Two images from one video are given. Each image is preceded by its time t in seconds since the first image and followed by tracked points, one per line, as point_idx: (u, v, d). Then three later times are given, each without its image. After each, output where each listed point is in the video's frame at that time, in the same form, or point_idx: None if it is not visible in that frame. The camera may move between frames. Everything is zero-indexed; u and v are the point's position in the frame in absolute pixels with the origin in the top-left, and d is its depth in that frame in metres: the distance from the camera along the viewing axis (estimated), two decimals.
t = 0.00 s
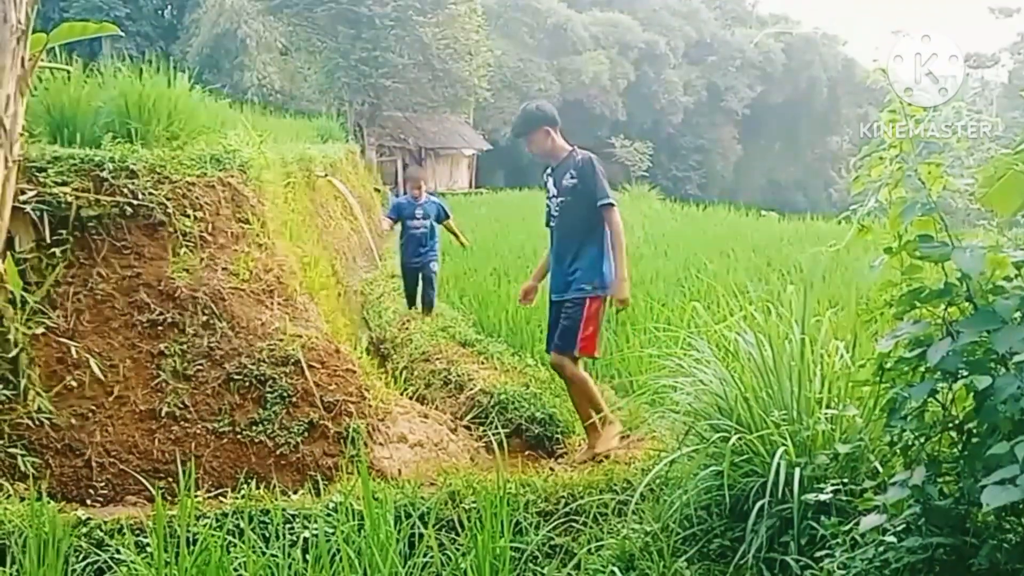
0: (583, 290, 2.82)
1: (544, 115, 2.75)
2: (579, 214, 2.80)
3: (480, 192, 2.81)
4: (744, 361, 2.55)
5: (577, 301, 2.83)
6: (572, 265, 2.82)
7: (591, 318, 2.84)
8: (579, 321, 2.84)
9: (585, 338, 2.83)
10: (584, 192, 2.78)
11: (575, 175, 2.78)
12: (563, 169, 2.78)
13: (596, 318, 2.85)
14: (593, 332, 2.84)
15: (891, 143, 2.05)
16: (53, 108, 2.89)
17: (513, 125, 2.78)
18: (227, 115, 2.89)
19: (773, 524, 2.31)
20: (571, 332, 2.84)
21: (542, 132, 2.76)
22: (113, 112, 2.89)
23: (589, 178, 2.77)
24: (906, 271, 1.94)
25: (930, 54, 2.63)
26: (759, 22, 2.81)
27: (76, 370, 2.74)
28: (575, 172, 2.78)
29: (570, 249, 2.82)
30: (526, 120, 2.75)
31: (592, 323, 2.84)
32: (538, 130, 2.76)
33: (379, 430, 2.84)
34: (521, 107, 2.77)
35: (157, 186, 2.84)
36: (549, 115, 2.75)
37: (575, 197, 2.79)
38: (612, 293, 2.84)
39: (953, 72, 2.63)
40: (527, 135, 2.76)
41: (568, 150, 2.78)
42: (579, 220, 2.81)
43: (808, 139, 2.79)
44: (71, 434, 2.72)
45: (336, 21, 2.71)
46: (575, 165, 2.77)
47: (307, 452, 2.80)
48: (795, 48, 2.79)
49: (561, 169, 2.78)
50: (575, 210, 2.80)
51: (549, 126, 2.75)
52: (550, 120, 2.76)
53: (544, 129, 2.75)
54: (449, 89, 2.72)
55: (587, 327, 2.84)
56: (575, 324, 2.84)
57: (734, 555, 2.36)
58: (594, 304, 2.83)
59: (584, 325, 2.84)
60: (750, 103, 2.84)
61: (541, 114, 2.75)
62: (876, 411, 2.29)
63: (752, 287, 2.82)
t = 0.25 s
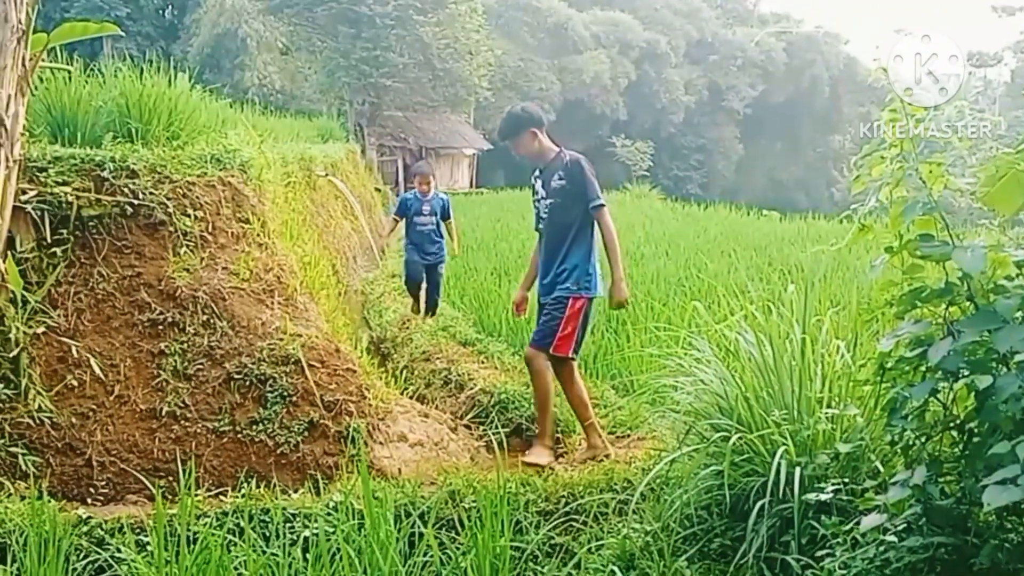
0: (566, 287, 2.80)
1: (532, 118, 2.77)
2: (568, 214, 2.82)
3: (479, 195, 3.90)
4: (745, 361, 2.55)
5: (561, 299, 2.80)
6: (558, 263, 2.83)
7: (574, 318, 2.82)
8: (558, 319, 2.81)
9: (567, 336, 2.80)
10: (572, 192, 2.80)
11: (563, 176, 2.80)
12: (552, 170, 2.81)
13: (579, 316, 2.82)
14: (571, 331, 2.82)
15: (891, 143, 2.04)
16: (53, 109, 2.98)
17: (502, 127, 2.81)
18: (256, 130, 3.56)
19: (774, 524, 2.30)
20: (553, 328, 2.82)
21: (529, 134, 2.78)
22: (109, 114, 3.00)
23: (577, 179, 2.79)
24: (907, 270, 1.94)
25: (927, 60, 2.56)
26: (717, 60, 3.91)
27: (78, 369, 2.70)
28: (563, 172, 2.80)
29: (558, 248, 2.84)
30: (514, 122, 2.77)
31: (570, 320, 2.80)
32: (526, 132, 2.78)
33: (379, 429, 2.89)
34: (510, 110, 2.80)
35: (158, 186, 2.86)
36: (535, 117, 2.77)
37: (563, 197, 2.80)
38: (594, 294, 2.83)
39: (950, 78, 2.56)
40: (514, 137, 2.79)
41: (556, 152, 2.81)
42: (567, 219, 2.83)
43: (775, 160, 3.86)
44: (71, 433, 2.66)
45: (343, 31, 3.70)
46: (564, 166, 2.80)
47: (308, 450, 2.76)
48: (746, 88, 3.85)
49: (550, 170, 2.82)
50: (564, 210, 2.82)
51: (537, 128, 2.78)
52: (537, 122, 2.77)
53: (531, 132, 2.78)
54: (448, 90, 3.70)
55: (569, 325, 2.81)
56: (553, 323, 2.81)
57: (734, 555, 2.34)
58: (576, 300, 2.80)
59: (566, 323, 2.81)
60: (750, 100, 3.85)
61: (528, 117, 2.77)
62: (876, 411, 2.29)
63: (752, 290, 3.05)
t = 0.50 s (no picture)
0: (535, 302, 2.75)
1: (510, 119, 2.71)
2: (538, 224, 2.75)
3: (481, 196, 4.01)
4: (746, 360, 2.55)
5: (526, 314, 2.76)
6: (529, 275, 2.77)
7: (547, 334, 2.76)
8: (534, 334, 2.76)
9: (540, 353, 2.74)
10: (544, 201, 2.72)
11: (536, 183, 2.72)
12: (527, 175, 2.74)
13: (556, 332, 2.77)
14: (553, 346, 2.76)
15: (892, 142, 2.03)
16: (54, 109, 2.97)
17: (480, 127, 2.75)
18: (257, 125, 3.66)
19: (774, 523, 2.30)
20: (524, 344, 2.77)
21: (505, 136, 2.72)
22: (110, 116, 3.00)
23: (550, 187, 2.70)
24: (908, 270, 1.94)
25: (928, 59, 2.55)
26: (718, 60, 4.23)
27: (79, 368, 2.70)
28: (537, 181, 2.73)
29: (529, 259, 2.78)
30: (492, 123, 2.71)
31: (549, 335, 2.75)
32: (504, 134, 2.72)
33: (379, 428, 2.89)
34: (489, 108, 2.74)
35: (159, 186, 2.86)
36: (515, 118, 2.71)
37: (535, 205, 2.73)
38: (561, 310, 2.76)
39: (951, 78, 2.55)
40: (492, 139, 2.73)
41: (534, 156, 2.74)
42: (538, 229, 2.75)
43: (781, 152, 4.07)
44: (72, 433, 2.65)
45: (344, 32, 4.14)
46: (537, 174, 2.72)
47: (309, 449, 2.76)
48: (749, 86, 4.09)
49: (526, 175, 2.75)
50: (535, 219, 2.74)
51: (515, 130, 2.71)
52: (516, 124, 2.71)
53: (510, 134, 2.72)
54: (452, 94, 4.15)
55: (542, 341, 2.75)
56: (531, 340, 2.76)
57: (735, 554, 2.33)
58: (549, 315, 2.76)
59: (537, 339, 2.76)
60: (751, 97, 4.08)
61: (508, 118, 2.71)
62: (877, 410, 2.27)
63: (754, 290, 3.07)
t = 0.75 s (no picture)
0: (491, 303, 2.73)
1: (486, 118, 2.65)
2: (502, 226, 2.70)
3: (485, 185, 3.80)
4: (747, 360, 2.56)
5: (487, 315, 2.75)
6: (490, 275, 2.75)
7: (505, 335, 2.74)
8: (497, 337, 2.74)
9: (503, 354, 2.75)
10: (511, 204, 2.66)
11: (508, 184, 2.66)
12: (501, 175, 2.68)
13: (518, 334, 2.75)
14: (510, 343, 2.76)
15: (894, 140, 2.04)
16: (55, 109, 2.95)
17: (458, 122, 2.69)
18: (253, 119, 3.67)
19: (775, 522, 2.30)
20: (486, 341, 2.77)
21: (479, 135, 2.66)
22: (111, 116, 3.01)
23: (519, 191, 2.64)
24: (910, 269, 1.94)
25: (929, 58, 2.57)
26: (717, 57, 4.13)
27: (81, 368, 2.71)
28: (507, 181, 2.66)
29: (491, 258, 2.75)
30: (470, 122, 2.66)
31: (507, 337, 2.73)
32: (481, 132, 2.66)
33: (380, 426, 2.89)
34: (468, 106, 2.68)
35: (160, 185, 2.87)
36: (491, 115, 2.65)
37: (503, 206, 2.67)
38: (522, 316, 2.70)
39: (953, 77, 2.55)
40: (467, 135, 2.67)
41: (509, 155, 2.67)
42: (504, 230, 2.70)
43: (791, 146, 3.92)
44: (74, 431, 2.66)
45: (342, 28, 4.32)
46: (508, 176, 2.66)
47: (310, 448, 2.76)
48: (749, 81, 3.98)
49: (500, 174, 2.69)
50: (501, 221, 2.69)
51: (490, 130, 2.66)
52: (491, 122, 2.66)
53: (486, 132, 2.66)
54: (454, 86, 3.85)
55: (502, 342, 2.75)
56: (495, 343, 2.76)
57: (736, 553, 2.33)
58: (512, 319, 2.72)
59: (497, 340, 2.75)
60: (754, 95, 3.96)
61: (485, 116, 2.66)
62: (877, 410, 2.27)
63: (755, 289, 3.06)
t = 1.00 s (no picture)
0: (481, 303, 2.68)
1: (471, 117, 2.58)
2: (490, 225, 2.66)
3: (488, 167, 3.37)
4: (747, 358, 2.56)
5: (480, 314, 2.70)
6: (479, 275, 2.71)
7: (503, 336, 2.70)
8: (491, 338, 2.70)
9: (498, 355, 2.71)
10: (500, 203, 2.63)
11: (496, 182, 2.63)
12: (488, 174, 2.65)
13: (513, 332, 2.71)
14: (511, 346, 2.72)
15: (896, 138, 2.04)
16: (56, 108, 2.95)
17: (442, 123, 2.63)
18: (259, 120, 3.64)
19: (775, 521, 2.31)
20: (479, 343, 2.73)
21: (464, 135, 2.61)
22: (112, 116, 3.00)
23: (507, 189, 2.61)
24: (912, 267, 1.94)
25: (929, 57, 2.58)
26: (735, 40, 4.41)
27: (81, 367, 2.72)
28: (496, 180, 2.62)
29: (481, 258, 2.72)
30: (452, 121, 2.59)
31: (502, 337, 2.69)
32: (465, 131, 2.61)
33: (380, 426, 2.91)
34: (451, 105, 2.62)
35: (161, 184, 2.87)
36: (477, 114, 2.59)
37: (492, 204, 2.64)
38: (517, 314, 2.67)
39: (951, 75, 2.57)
40: (452, 136, 2.62)
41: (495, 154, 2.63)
42: (494, 229, 2.67)
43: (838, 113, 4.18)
44: (75, 431, 2.67)
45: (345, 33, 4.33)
46: (496, 174, 2.63)
47: (311, 447, 2.77)
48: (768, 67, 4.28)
49: (487, 173, 2.65)
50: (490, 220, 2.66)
51: (476, 129, 2.60)
52: (478, 122, 2.60)
53: (470, 132, 2.60)
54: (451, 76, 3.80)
55: (498, 343, 2.71)
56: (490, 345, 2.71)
57: (736, 552, 2.34)
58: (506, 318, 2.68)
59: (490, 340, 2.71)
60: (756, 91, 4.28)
61: (469, 114, 2.59)
62: (878, 409, 2.27)
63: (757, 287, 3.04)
